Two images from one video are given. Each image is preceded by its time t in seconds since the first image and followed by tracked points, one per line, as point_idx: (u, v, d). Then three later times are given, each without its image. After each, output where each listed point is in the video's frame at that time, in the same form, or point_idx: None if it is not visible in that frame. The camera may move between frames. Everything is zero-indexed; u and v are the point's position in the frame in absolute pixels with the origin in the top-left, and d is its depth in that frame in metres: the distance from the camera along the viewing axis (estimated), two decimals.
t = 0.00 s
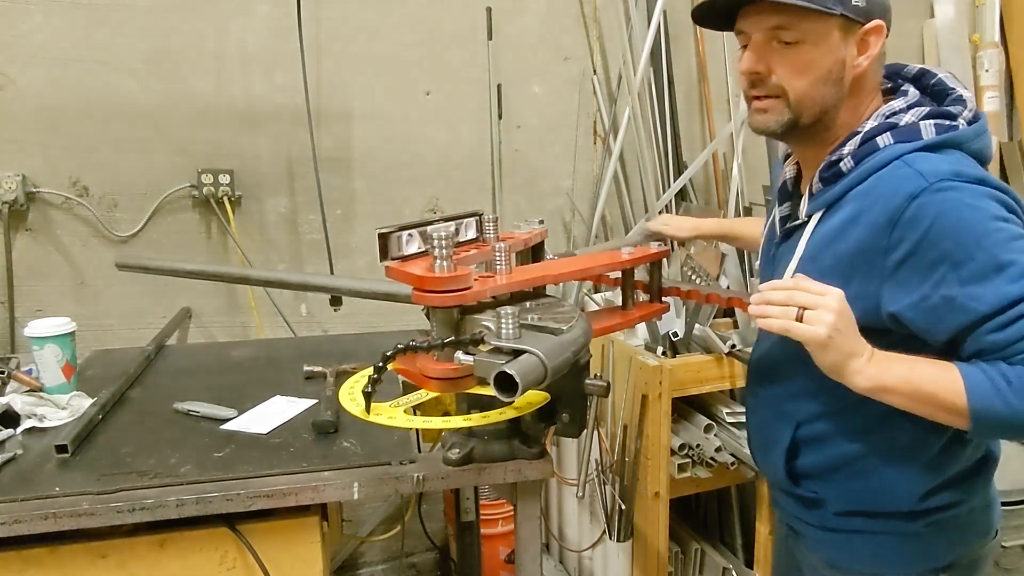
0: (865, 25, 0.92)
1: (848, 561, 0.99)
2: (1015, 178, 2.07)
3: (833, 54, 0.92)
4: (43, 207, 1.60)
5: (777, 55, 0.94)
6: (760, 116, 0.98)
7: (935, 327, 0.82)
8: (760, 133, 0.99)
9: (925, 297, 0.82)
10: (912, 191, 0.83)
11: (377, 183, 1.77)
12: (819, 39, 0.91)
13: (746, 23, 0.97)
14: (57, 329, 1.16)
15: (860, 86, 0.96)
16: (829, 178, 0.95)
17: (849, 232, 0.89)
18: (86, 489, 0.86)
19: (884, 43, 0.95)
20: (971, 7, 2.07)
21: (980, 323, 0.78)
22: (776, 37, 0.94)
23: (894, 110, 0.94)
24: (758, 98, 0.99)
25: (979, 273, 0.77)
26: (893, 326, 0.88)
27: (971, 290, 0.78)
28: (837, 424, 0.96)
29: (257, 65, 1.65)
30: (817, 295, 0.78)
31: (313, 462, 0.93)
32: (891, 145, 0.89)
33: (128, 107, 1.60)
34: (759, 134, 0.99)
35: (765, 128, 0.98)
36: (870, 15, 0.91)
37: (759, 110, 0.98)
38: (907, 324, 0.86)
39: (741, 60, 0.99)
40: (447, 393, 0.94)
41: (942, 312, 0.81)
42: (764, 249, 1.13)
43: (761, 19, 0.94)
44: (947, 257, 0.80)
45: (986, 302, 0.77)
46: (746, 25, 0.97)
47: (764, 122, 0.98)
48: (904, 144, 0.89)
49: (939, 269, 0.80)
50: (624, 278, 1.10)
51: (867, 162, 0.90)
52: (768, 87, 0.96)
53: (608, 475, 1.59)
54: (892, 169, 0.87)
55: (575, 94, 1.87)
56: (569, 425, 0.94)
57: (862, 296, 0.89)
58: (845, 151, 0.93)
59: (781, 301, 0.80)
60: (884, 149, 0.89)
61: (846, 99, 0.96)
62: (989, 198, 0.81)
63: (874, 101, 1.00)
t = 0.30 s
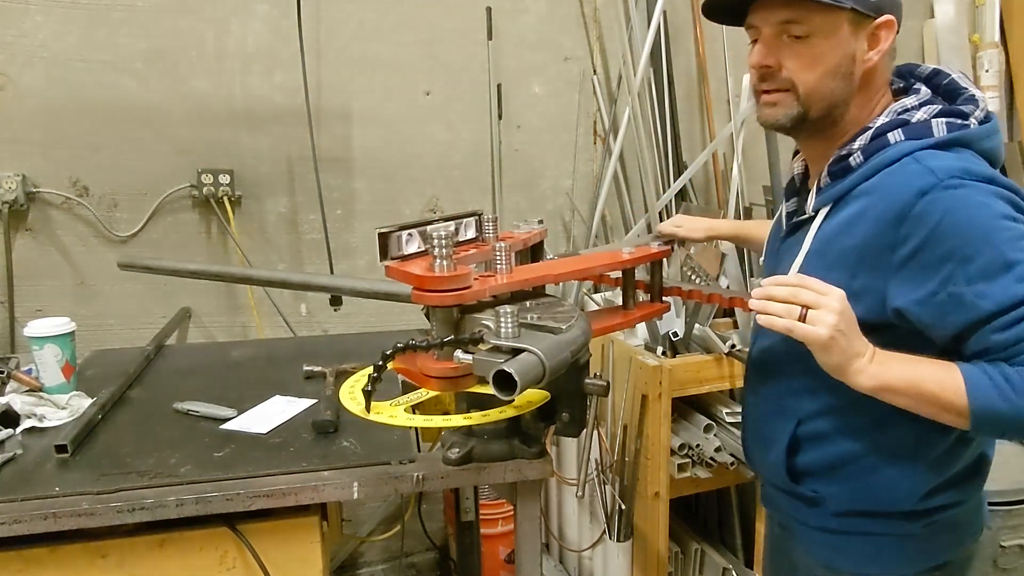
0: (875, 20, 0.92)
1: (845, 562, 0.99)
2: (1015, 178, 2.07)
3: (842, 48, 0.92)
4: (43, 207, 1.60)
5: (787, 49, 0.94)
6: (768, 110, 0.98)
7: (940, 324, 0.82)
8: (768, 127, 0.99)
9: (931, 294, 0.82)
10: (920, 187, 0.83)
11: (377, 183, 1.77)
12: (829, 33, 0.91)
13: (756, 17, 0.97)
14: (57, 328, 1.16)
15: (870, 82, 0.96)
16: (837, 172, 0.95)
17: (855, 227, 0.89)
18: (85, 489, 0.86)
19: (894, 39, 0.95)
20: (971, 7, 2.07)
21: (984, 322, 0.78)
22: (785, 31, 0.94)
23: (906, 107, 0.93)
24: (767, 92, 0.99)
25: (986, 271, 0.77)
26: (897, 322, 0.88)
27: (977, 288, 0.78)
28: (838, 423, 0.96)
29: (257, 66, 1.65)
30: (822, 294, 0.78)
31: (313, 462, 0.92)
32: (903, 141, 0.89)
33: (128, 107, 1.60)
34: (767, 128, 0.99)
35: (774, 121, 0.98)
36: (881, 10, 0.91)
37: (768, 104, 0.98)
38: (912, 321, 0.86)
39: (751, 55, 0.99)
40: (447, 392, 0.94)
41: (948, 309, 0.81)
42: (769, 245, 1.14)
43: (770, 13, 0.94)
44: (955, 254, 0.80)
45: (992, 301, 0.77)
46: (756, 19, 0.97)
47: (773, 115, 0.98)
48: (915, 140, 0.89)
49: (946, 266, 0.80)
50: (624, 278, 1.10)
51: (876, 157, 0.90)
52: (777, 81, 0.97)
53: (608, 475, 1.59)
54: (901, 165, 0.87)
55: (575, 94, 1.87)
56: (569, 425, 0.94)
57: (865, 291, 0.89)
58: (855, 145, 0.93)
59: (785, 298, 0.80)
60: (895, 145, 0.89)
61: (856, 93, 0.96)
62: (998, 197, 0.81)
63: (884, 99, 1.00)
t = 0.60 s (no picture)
0: (883, 20, 0.92)
1: (840, 560, 0.99)
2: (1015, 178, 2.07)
3: (849, 49, 0.92)
4: (43, 207, 1.60)
5: (794, 51, 0.95)
6: (777, 113, 0.99)
7: (935, 327, 0.81)
8: (777, 129, 1.00)
9: (926, 297, 0.82)
10: (915, 191, 0.83)
11: (377, 183, 1.77)
12: (835, 34, 0.91)
13: (764, 20, 0.98)
14: (58, 329, 1.16)
15: (881, 82, 0.96)
16: (841, 174, 0.96)
17: (854, 229, 0.90)
18: (86, 489, 0.86)
19: (904, 39, 0.94)
20: (971, 7, 2.07)
21: (977, 327, 0.78)
22: (792, 34, 0.95)
23: (914, 110, 0.94)
24: (776, 94, 1.00)
25: (979, 276, 0.77)
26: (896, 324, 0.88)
27: (970, 292, 0.77)
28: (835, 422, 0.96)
29: (257, 66, 1.65)
30: (824, 292, 0.79)
31: (312, 462, 0.92)
32: (905, 144, 0.89)
33: (128, 108, 1.60)
34: (776, 130, 1.00)
35: (781, 124, 0.99)
36: (889, 10, 0.91)
37: (777, 106, 1.00)
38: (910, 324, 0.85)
39: (760, 57, 1.00)
40: (447, 392, 0.94)
41: (942, 313, 0.80)
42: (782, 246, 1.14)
43: (777, 16, 0.95)
44: (949, 258, 0.79)
45: (985, 305, 0.76)
46: (764, 22, 0.98)
47: (781, 118, 0.99)
48: (915, 143, 0.88)
49: (941, 270, 0.80)
50: (624, 278, 1.10)
51: (877, 160, 0.90)
52: (785, 83, 0.98)
53: (608, 475, 1.59)
54: (899, 169, 0.87)
55: (575, 94, 1.87)
56: (569, 426, 0.94)
57: (865, 293, 0.90)
58: (858, 148, 0.94)
59: (787, 291, 0.80)
60: (897, 148, 0.89)
61: (866, 94, 0.96)
62: (995, 201, 0.80)
63: (897, 99, 0.99)
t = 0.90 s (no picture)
0: (884, 22, 0.92)
1: (842, 560, 0.99)
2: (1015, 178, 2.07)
3: (849, 50, 0.92)
4: (43, 207, 1.60)
5: (794, 52, 0.95)
6: (777, 112, 1.00)
7: (942, 328, 0.82)
8: (776, 129, 1.00)
9: (933, 298, 0.82)
10: (924, 191, 0.83)
11: (377, 183, 1.77)
12: (835, 35, 0.91)
13: (764, 20, 0.98)
14: (57, 328, 1.16)
15: (881, 83, 0.96)
16: (847, 175, 0.96)
17: (860, 230, 0.90)
18: (85, 489, 0.86)
19: (904, 41, 0.94)
20: (971, 7, 2.07)
21: (984, 328, 0.78)
22: (791, 34, 0.95)
23: (917, 110, 0.94)
24: (776, 94, 1.00)
25: (987, 277, 0.77)
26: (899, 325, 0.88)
27: (978, 293, 0.78)
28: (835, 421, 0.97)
29: (257, 66, 1.65)
30: (822, 293, 0.78)
31: (312, 462, 0.92)
32: (912, 144, 0.89)
33: (128, 108, 1.60)
34: (775, 130, 1.01)
35: (781, 124, 0.99)
36: (889, 12, 0.91)
37: (776, 107, 1.00)
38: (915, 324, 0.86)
39: (760, 57, 1.00)
40: (447, 391, 0.94)
41: (949, 314, 0.81)
42: (783, 246, 1.14)
43: (777, 16, 0.95)
44: (957, 259, 0.79)
45: (992, 307, 0.77)
46: (765, 22, 0.98)
47: (780, 118, 1.00)
48: (921, 144, 0.89)
49: (948, 270, 0.80)
50: (624, 278, 1.10)
51: (883, 161, 0.90)
52: (784, 84, 0.98)
53: (608, 475, 1.59)
54: (906, 169, 0.87)
55: (575, 94, 1.87)
56: (569, 426, 0.95)
57: (868, 294, 0.90)
58: (864, 149, 0.94)
59: (786, 294, 0.80)
60: (904, 148, 0.89)
61: (866, 95, 0.95)
62: (1002, 202, 0.81)
63: (897, 101, 0.99)
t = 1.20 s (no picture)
0: (880, 23, 0.92)
1: (840, 558, 0.99)
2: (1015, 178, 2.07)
3: (846, 50, 0.92)
4: (43, 207, 1.60)
5: (791, 50, 0.95)
6: (773, 110, 1.00)
7: (945, 325, 0.82)
8: (772, 127, 1.00)
9: (935, 295, 0.82)
10: (925, 189, 0.83)
11: (377, 183, 1.77)
12: (833, 33, 0.91)
13: (762, 18, 0.97)
14: (57, 328, 1.16)
15: (878, 84, 0.96)
16: (847, 175, 0.96)
17: (861, 229, 0.90)
18: (85, 489, 0.86)
19: (900, 43, 0.95)
20: (971, 7, 2.07)
21: (986, 325, 0.78)
22: (790, 32, 0.94)
23: (915, 109, 0.94)
24: (772, 91, 1.00)
25: (989, 274, 0.77)
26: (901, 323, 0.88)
27: (980, 290, 0.78)
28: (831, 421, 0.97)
29: (257, 66, 1.65)
30: (822, 291, 0.78)
31: (312, 463, 0.92)
32: (910, 143, 0.89)
33: (128, 108, 1.60)
34: (771, 128, 1.00)
35: (777, 121, 0.99)
36: (887, 12, 0.91)
37: (773, 104, 1.00)
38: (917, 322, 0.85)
39: (757, 54, 0.99)
40: (447, 391, 0.94)
41: (951, 311, 0.80)
42: (778, 246, 1.14)
43: (776, 14, 0.95)
44: (959, 256, 0.80)
45: (995, 303, 0.77)
46: (763, 20, 0.97)
47: (776, 115, 0.99)
48: (920, 143, 0.89)
49: (949, 267, 0.80)
50: (624, 278, 1.10)
51: (883, 160, 0.91)
52: (781, 81, 0.98)
53: (608, 475, 1.59)
54: (907, 168, 0.87)
55: (575, 94, 1.87)
56: (569, 426, 0.95)
57: (869, 293, 0.89)
58: (863, 148, 0.94)
59: (787, 291, 0.79)
60: (903, 147, 0.90)
61: (863, 95, 0.95)
62: (1004, 199, 0.81)
63: (892, 103, 0.99)
